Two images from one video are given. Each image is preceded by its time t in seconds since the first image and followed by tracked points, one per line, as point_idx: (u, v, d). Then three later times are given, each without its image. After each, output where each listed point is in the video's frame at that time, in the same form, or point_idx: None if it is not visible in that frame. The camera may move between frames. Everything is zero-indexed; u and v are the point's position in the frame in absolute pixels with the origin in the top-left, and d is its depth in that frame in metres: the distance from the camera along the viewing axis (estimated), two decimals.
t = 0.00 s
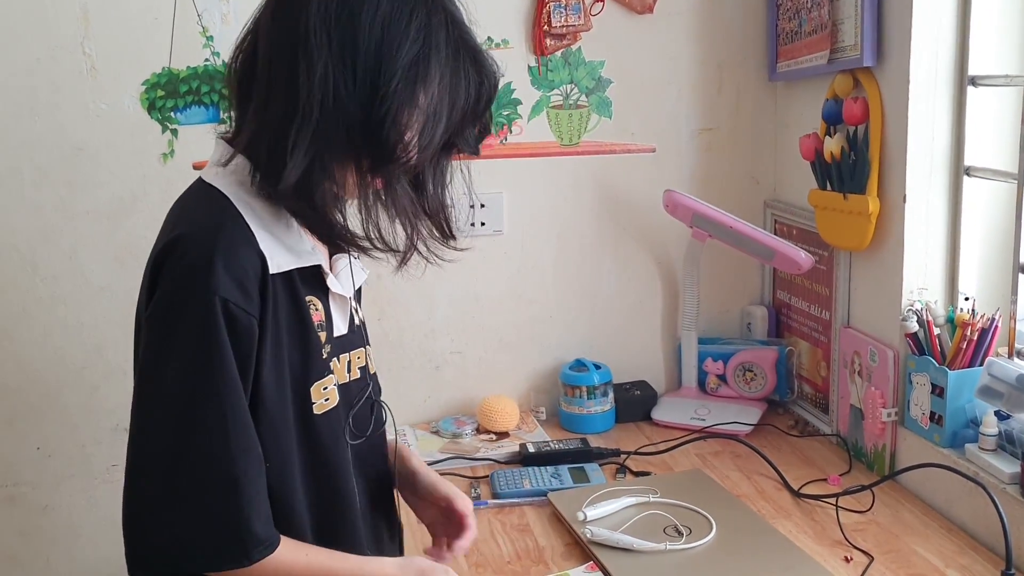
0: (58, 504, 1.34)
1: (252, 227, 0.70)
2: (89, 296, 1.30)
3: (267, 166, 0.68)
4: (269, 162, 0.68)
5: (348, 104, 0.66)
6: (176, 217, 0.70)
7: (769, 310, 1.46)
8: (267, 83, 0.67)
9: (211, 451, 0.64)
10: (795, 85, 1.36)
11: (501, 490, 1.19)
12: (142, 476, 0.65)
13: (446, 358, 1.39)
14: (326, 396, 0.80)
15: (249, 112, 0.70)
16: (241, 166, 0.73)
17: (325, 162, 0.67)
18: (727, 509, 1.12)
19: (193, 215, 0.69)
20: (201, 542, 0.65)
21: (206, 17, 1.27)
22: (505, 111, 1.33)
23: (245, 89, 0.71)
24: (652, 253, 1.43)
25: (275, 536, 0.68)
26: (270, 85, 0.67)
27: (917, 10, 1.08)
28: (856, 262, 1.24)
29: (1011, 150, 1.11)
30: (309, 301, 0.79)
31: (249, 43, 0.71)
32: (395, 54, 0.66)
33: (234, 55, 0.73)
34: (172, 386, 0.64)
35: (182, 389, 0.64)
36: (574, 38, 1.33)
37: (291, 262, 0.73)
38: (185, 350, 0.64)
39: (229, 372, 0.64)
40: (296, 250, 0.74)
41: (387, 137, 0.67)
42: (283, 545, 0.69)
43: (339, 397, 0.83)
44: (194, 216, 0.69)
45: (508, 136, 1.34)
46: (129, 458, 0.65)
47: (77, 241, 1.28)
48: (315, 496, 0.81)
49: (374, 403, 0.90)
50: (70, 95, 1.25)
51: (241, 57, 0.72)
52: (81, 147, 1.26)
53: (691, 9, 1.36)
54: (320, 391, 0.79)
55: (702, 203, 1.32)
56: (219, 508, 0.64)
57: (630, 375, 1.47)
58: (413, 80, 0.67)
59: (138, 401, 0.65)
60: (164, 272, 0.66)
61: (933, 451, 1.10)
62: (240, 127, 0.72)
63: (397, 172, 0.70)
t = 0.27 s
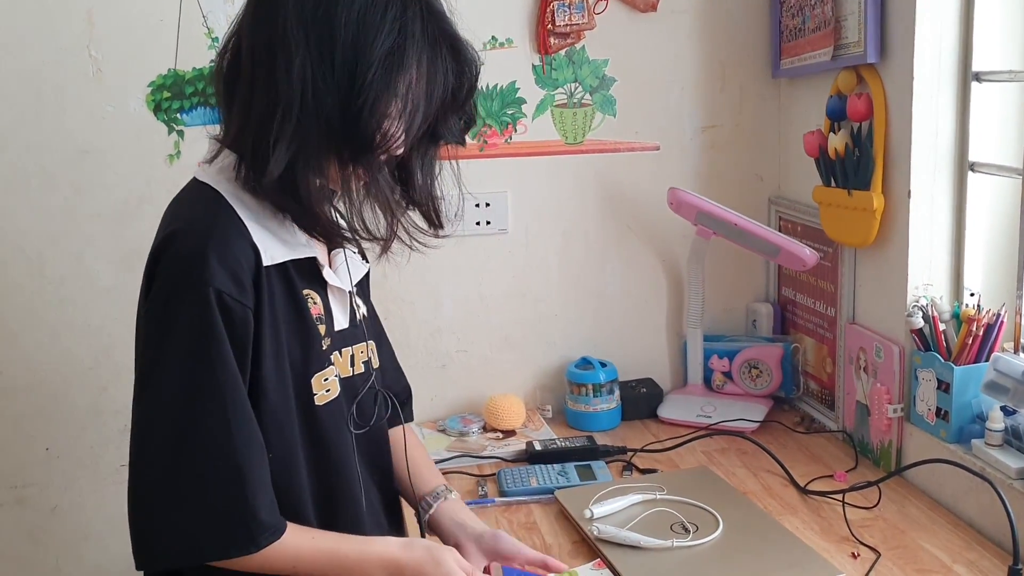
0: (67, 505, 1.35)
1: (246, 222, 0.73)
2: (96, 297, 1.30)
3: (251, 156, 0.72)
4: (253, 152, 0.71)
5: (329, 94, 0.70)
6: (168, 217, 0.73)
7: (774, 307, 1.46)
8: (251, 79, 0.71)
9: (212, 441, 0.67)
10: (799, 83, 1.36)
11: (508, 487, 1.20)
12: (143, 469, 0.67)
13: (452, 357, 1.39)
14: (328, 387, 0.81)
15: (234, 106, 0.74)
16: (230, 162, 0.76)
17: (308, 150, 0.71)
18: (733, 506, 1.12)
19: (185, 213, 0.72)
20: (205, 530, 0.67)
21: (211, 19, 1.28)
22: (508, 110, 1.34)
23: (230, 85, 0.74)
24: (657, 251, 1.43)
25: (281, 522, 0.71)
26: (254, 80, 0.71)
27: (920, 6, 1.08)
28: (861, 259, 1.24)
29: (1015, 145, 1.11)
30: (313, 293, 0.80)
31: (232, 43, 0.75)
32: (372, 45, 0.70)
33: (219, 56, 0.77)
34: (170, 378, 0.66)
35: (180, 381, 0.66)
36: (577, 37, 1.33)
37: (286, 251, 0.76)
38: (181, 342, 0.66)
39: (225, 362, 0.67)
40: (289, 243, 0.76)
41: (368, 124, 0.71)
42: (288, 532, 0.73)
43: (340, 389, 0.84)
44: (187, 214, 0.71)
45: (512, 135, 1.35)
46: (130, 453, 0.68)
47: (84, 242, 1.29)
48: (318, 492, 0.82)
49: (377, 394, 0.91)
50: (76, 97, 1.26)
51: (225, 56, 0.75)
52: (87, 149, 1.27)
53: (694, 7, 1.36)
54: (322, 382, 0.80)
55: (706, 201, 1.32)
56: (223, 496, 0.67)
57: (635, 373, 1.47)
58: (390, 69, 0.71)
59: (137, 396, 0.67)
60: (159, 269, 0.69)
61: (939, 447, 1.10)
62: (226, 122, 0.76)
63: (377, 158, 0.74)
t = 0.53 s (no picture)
0: (81, 504, 1.36)
1: (244, 221, 0.73)
2: (109, 297, 1.31)
3: (256, 158, 0.72)
4: (257, 154, 0.72)
5: (330, 92, 0.70)
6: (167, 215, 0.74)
7: (785, 305, 1.46)
8: (253, 80, 0.72)
9: (207, 434, 0.67)
10: (809, 80, 1.35)
11: (520, 486, 1.20)
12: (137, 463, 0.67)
13: (462, 356, 1.40)
14: (327, 387, 0.81)
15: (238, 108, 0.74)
16: (231, 163, 0.76)
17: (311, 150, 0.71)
18: (745, 504, 1.12)
19: (184, 212, 0.72)
20: (196, 522, 0.68)
21: (222, 20, 1.28)
22: (518, 109, 1.34)
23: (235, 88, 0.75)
24: (666, 250, 1.43)
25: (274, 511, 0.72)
26: (256, 81, 0.71)
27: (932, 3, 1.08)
28: (872, 257, 1.24)
29: None
30: (313, 294, 0.81)
31: (235, 45, 0.75)
32: (373, 42, 0.70)
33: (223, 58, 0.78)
34: (165, 373, 0.67)
35: (174, 376, 0.67)
36: (587, 36, 1.33)
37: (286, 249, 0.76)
38: (175, 337, 0.67)
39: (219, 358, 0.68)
40: (289, 243, 0.77)
41: (369, 122, 0.71)
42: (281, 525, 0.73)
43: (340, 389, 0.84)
44: (185, 212, 0.72)
45: (522, 134, 1.35)
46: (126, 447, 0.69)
47: (97, 243, 1.30)
48: (321, 492, 0.83)
49: (379, 395, 0.91)
50: (88, 99, 1.26)
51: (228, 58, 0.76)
52: (99, 150, 1.28)
53: (704, 5, 1.36)
54: (321, 382, 0.80)
55: (717, 199, 1.32)
56: (216, 487, 0.68)
57: (645, 371, 1.47)
58: (391, 66, 0.71)
59: (134, 391, 0.68)
60: (157, 266, 0.69)
61: (951, 445, 1.10)
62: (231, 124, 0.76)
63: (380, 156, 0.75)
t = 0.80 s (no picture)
0: (100, 504, 1.37)
1: (254, 224, 0.73)
2: (127, 299, 1.32)
3: (262, 161, 0.73)
4: (263, 157, 0.72)
5: (334, 92, 0.71)
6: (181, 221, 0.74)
7: (800, 307, 1.46)
8: (257, 84, 0.72)
9: (223, 432, 0.67)
10: (824, 82, 1.35)
11: (534, 488, 1.20)
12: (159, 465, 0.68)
13: (477, 358, 1.40)
14: (338, 389, 0.82)
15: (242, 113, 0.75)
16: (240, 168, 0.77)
17: (317, 150, 0.72)
18: (760, 507, 1.12)
19: (195, 218, 0.73)
20: (218, 521, 0.68)
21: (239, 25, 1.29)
22: (532, 112, 1.34)
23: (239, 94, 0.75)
24: (681, 252, 1.43)
25: (297, 495, 0.72)
26: (259, 84, 0.72)
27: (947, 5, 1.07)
28: (887, 259, 1.23)
29: None
30: (324, 298, 0.81)
31: (237, 51, 0.76)
32: (374, 40, 0.71)
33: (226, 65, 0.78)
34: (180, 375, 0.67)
35: (190, 377, 0.67)
36: (601, 39, 1.34)
37: (297, 251, 0.76)
38: (188, 339, 0.67)
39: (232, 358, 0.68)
40: (300, 247, 0.77)
41: (373, 120, 0.72)
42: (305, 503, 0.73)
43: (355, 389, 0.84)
44: (196, 218, 0.73)
45: (537, 137, 1.35)
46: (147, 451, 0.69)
47: (116, 246, 1.31)
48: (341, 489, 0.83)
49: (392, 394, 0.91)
50: (107, 103, 1.28)
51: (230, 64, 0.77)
52: (118, 153, 1.29)
53: (718, 8, 1.37)
54: (332, 384, 0.81)
55: (731, 201, 1.32)
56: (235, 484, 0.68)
57: (660, 373, 1.47)
58: (392, 63, 0.72)
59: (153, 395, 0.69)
60: (171, 270, 0.70)
61: (968, 448, 1.10)
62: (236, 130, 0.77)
63: (385, 154, 0.75)
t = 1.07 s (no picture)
0: (108, 506, 1.37)
1: (267, 231, 0.74)
2: (136, 302, 1.33)
3: (265, 161, 0.72)
4: (267, 156, 0.72)
5: (338, 91, 0.71)
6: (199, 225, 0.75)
7: (807, 312, 1.46)
8: (261, 84, 0.72)
9: (208, 440, 0.67)
10: (831, 87, 1.36)
11: (543, 492, 1.21)
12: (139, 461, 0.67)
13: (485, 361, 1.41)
14: (347, 397, 0.80)
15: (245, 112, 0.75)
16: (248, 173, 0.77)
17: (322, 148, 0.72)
18: (768, 511, 1.12)
19: (212, 224, 0.74)
20: (180, 526, 0.67)
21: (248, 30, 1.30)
22: (540, 116, 1.35)
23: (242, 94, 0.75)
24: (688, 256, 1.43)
25: (263, 514, 0.71)
26: (264, 84, 0.72)
27: (956, 12, 1.08)
28: (895, 264, 1.23)
29: None
30: (337, 304, 0.81)
31: (238, 49, 0.76)
32: (378, 38, 0.71)
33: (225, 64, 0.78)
34: (179, 377, 0.67)
35: (189, 380, 0.67)
36: (609, 44, 1.34)
37: (306, 255, 0.76)
38: (192, 344, 0.67)
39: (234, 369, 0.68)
40: (313, 253, 0.77)
41: (376, 117, 0.73)
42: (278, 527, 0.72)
43: (365, 393, 0.84)
44: (213, 224, 0.74)
45: (544, 141, 1.36)
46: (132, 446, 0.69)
47: (125, 249, 1.31)
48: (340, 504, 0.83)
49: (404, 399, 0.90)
50: (117, 107, 1.28)
51: (231, 63, 0.76)
52: (127, 157, 1.30)
53: (725, 13, 1.37)
54: (342, 391, 0.80)
55: (739, 205, 1.33)
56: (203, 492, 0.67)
57: (667, 377, 1.48)
58: (395, 61, 0.72)
59: (151, 391, 0.69)
60: (187, 274, 0.71)
61: (975, 452, 1.10)
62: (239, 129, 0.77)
63: (387, 150, 0.76)
